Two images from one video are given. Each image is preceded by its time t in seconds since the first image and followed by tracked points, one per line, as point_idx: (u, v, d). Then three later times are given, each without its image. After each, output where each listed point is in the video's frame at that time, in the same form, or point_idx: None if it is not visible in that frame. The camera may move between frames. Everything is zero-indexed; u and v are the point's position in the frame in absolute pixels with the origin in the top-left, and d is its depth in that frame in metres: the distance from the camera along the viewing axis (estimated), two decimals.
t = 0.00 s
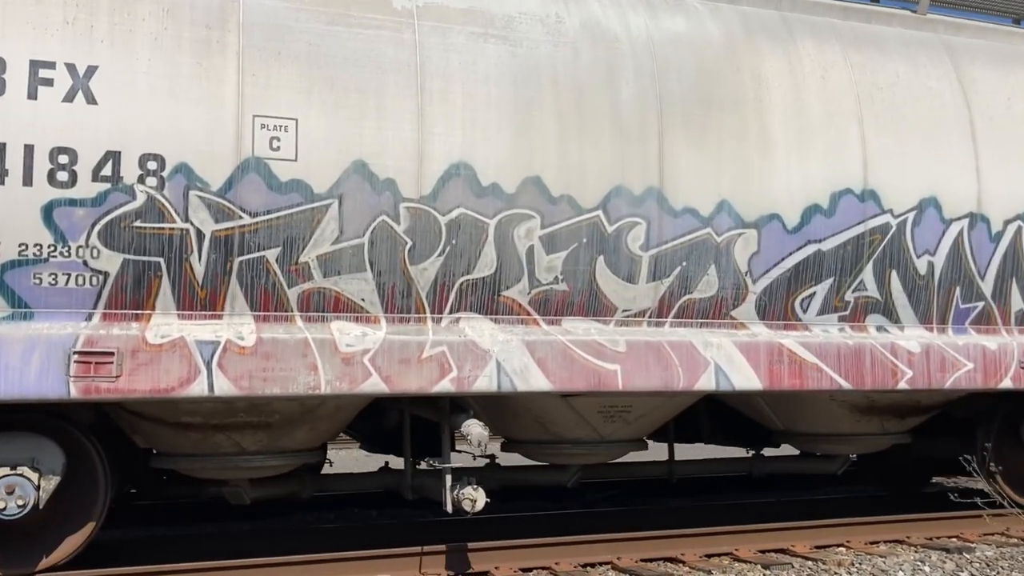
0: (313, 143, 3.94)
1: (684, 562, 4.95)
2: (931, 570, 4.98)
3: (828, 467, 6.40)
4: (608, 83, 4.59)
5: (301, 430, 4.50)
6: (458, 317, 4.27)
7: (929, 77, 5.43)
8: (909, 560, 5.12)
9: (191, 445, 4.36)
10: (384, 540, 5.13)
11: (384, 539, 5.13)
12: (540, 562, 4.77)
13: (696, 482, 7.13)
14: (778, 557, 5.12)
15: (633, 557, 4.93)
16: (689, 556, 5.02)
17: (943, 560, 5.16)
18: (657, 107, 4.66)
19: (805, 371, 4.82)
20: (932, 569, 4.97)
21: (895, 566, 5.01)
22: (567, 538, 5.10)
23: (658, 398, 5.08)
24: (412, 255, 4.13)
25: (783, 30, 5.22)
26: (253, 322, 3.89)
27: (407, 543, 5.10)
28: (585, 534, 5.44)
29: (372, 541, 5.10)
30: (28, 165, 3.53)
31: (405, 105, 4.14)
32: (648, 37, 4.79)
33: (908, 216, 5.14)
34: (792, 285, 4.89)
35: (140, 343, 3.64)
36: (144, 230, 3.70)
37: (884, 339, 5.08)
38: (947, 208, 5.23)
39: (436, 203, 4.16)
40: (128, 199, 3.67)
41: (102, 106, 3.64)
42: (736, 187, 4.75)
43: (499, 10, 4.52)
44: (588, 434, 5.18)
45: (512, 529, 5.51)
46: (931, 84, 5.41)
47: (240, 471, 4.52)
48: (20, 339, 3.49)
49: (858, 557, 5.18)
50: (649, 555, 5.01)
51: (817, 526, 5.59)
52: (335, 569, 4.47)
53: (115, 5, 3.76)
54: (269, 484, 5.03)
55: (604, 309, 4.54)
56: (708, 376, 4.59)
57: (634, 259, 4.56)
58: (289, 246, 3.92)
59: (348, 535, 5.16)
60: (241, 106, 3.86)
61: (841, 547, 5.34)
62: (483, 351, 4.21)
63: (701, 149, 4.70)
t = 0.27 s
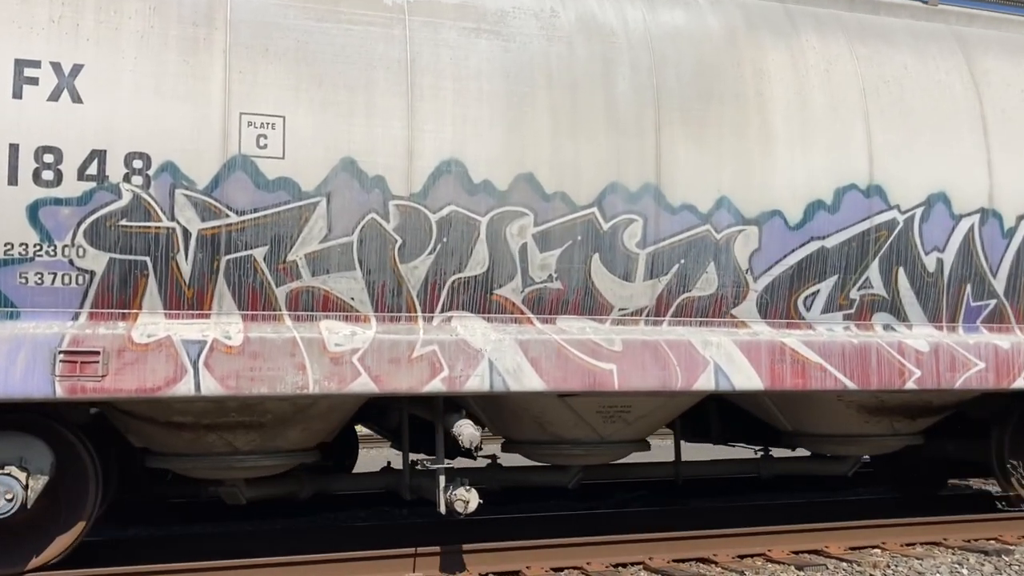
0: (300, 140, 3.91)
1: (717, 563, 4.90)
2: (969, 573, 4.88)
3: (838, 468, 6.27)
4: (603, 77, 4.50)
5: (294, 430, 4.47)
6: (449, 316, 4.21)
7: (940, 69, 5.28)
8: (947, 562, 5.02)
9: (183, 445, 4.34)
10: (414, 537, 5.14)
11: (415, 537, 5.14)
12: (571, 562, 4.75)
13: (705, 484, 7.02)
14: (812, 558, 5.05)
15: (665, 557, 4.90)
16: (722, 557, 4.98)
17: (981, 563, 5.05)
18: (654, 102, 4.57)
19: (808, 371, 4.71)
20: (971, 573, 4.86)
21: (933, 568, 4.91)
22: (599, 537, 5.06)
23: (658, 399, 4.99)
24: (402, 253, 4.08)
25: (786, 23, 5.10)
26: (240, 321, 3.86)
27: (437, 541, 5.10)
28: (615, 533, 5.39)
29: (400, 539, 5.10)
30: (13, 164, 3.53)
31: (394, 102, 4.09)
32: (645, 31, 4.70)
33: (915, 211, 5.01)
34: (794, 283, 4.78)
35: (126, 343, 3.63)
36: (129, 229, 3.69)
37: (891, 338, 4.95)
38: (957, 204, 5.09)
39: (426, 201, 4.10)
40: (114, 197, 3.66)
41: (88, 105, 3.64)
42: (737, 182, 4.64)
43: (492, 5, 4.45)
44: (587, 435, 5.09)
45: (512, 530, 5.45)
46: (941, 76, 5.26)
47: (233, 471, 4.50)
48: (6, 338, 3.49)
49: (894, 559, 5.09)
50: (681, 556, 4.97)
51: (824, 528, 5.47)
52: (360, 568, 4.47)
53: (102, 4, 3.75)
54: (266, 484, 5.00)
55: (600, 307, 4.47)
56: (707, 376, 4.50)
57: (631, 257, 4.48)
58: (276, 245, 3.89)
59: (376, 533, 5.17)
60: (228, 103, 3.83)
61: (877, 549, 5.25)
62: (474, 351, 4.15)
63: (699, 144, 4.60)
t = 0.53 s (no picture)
0: (284, 138, 3.88)
1: (747, 564, 4.87)
2: None
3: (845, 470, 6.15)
4: (595, 73, 4.43)
5: (284, 430, 4.44)
6: (437, 316, 4.16)
7: (946, 61, 5.15)
8: (982, 565, 4.92)
9: (173, 445, 4.33)
10: (441, 536, 5.15)
11: (442, 536, 5.15)
12: (601, 562, 4.74)
13: (710, 486, 6.92)
14: (844, 560, 5.00)
15: (695, 558, 4.87)
16: (753, 558, 4.94)
17: (1017, 566, 4.96)
18: (648, 97, 4.49)
19: (807, 371, 4.60)
20: None
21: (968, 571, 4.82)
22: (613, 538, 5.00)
23: (655, 399, 4.90)
24: (388, 252, 4.04)
25: (786, 16, 4.99)
26: (225, 321, 3.84)
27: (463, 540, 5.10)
28: (643, 534, 5.37)
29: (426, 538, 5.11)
30: None
31: (381, 99, 4.05)
32: (639, 25, 4.62)
33: (919, 208, 4.88)
34: (793, 281, 4.68)
35: (109, 343, 3.62)
36: (112, 228, 3.68)
37: (893, 337, 4.83)
38: (962, 200, 4.96)
39: (413, 199, 4.06)
40: (97, 197, 3.65)
41: (70, 105, 3.63)
42: (733, 178, 4.55)
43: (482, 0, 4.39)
44: (583, 435, 5.00)
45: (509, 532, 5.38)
46: (947, 69, 5.13)
47: (223, 472, 4.47)
48: None
49: (928, 561, 5.01)
50: (712, 556, 4.94)
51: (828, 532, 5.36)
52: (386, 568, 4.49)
53: (86, 3, 3.75)
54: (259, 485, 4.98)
55: (592, 306, 4.40)
56: (702, 376, 4.41)
57: (623, 255, 4.40)
58: (261, 244, 3.86)
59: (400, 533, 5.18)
60: (211, 101, 3.81)
61: (910, 551, 5.17)
62: (463, 351, 4.09)
63: (694, 140, 4.51)
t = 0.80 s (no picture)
0: (265, 137, 3.86)
1: (775, 565, 4.82)
2: None
3: (847, 472, 5.99)
4: (583, 69, 4.36)
5: (270, 431, 4.41)
6: (422, 315, 4.11)
7: (947, 55, 5.03)
8: (1016, 568, 4.82)
9: (159, 446, 4.32)
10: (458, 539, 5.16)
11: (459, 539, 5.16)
12: (628, 563, 4.72)
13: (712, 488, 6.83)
14: (873, 562, 4.93)
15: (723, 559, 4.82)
16: (781, 560, 4.89)
17: None
18: (637, 93, 4.42)
19: (802, 371, 4.51)
20: None
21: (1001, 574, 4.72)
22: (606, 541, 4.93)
23: (647, 400, 4.83)
24: (372, 251, 4.00)
25: (781, 9, 4.90)
26: (206, 321, 3.82)
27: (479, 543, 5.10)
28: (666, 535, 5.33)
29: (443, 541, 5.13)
30: None
31: (363, 97, 4.01)
32: (629, 20, 4.55)
33: (918, 204, 4.77)
34: (787, 280, 4.58)
35: (89, 343, 3.61)
36: (92, 228, 3.69)
37: (892, 337, 4.72)
38: (964, 196, 4.84)
39: (397, 198, 4.01)
40: (77, 197, 3.67)
41: (50, 105, 3.64)
42: (725, 175, 4.46)
43: None
44: (575, 436, 4.93)
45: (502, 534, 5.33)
46: (948, 63, 5.01)
47: (210, 472, 4.45)
48: None
49: (960, 563, 4.92)
50: (739, 558, 4.88)
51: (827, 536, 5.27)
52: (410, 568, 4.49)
53: (66, 2, 3.75)
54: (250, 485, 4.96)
55: (580, 306, 4.34)
56: (693, 376, 4.33)
57: (612, 254, 4.34)
58: (241, 244, 3.84)
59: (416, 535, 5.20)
60: (192, 100, 3.80)
61: (942, 554, 5.08)
62: (447, 350, 4.04)
63: (684, 137, 4.44)
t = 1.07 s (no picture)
0: (242, 136, 3.84)
1: (800, 567, 4.79)
2: None
3: (844, 475, 5.84)
4: (566, 66, 4.30)
5: (253, 432, 4.39)
6: (403, 316, 4.07)
7: (943, 49, 4.92)
8: None
9: (142, 446, 4.31)
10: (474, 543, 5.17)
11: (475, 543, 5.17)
12: (651, 565, 4.71)
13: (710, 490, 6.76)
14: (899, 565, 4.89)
15: (745, 561, 4.79)
16: (805, 562, 4.86)
17: None
18: (622, 90, 4.35)
19: (792, 372, 4.43)
20: None
21: None
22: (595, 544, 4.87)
23: (635, 401, 4.76)
24: (351, 251, 3.96)
25: (772, 4, 4.81)
26: (183, 321, 3.81)
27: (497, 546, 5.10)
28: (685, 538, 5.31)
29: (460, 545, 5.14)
30: None
31: (342, 96, 3.98)
32: (615, 16, 4.48)
33: (912, 202, 4.67)
34: (777, 279, 4.50)
35: (65, 343, 3.60)
36: (68, 228, 3.69)
37: (885, 337, 4.63)
38: (960, 194, 4.73)
39: (376, 197, 3.98)
40: (53, 197, 3.67)
41: (26, 105, 3.64)
42: (712, 173, 4.40)
43: None
44: (563, 438, 4.87)
45: (492, 537, 5.28)
46: (945, 58, 4.90)
47: (193, 473, 4.43)
48: None
49: (989, 567, 4.86)
50: (762, 561, 4.84)
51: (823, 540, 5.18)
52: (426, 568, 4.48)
53: (43, 2, 3.76)
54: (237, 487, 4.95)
55: (564, 306, 4.28)
56: (679, 377, 4.27)
57: (596, 253, 4.28)
58: (219, 244, 3.82)
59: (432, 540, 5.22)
60: (169, 99, 3.79)
61: (970, 556, 5.02)
62: (428, 351, 3.99)
63: (670, 134, 4.37)
